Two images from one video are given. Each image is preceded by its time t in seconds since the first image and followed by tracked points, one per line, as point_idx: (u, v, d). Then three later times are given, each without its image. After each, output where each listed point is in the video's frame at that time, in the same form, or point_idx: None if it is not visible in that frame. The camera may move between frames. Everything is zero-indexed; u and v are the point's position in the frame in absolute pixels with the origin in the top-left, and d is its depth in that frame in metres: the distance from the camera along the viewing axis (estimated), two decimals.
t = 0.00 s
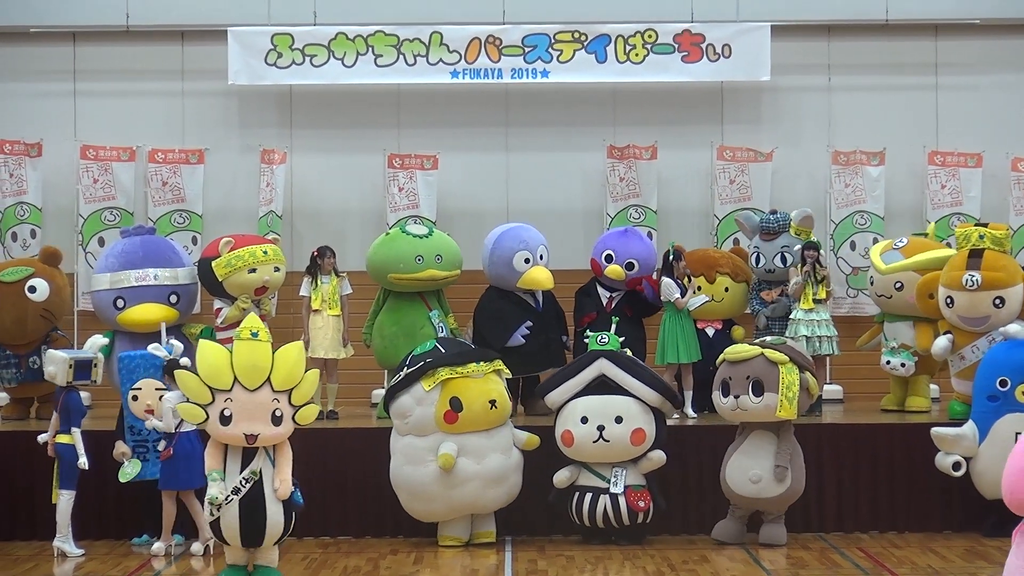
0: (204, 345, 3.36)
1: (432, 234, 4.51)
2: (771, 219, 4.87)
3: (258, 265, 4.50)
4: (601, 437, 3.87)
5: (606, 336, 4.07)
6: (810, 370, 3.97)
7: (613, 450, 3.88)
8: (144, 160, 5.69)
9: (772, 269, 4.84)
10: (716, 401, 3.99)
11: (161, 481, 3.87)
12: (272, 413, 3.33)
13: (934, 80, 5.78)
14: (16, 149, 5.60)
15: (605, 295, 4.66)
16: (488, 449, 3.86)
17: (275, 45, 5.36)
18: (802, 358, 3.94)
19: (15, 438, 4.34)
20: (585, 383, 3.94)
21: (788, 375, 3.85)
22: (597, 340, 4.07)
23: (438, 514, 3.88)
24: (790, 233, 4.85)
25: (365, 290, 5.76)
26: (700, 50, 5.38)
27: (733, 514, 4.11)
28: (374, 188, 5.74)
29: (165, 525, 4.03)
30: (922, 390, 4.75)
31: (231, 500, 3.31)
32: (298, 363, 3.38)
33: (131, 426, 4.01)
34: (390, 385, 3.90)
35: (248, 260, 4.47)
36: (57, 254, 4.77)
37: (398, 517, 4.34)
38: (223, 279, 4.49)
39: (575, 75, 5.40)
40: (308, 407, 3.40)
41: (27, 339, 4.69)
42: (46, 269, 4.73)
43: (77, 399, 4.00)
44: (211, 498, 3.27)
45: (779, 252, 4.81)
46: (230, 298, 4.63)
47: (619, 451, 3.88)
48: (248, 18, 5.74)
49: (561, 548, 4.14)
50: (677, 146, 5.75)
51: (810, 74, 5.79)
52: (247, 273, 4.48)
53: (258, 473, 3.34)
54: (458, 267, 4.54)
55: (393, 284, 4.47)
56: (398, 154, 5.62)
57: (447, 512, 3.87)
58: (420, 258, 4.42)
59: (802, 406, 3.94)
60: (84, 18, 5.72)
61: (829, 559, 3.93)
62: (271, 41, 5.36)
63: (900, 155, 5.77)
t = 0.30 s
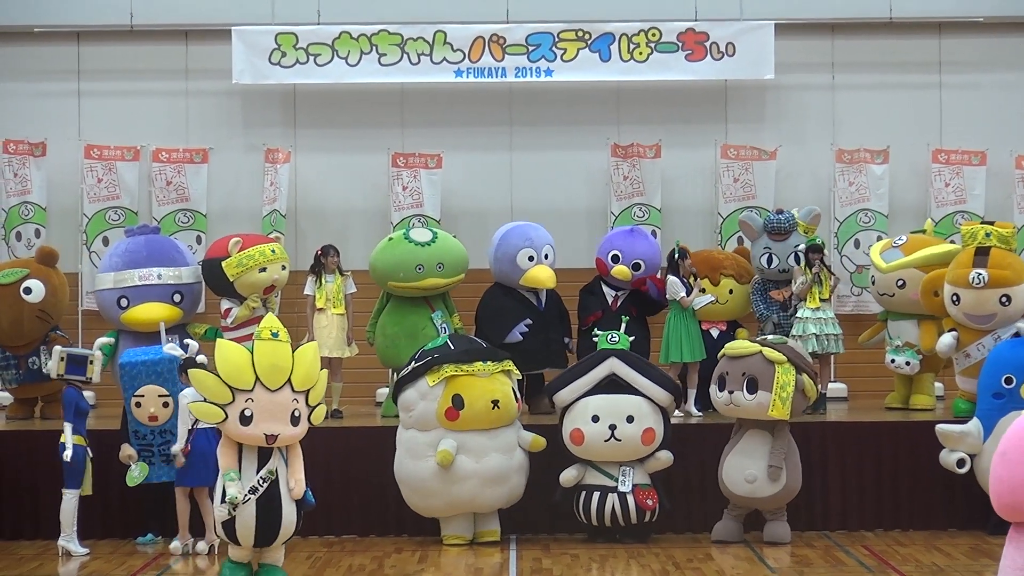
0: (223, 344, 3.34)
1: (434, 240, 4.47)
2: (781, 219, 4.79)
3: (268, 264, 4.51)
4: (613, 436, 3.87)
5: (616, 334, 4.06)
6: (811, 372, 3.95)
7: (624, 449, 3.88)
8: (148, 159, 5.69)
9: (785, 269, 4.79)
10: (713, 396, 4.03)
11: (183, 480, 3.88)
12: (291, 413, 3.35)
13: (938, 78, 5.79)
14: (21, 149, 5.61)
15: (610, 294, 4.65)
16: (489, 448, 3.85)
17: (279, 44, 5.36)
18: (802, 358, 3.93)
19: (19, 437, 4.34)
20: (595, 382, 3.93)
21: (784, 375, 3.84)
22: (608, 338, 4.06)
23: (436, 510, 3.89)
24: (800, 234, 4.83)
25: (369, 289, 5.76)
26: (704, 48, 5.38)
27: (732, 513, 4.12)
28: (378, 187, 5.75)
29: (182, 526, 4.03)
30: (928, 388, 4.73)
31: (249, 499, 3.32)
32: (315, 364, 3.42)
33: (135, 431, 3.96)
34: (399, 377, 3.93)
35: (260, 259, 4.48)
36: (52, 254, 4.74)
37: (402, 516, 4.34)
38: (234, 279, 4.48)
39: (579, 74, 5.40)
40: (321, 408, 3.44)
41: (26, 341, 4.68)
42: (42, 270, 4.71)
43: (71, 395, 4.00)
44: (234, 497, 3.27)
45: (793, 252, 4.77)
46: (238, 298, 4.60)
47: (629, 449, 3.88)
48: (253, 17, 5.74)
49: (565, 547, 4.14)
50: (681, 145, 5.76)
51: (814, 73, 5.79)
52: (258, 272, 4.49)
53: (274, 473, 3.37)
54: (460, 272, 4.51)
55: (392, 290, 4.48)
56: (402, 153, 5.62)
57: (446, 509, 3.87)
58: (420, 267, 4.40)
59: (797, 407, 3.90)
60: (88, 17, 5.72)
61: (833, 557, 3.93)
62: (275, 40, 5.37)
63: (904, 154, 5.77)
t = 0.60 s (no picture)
0: (233, 344, 3.34)
1: (436, 243, 4.42)
2: (787, 215, 4.82)
3: (273, 262, 4.53)
4: (619, 433, 3.86)
5: (619, 332, 4.06)
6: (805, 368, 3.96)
7: (631, 445, 3.88)
8: (151, 157, 5.70)
9: (792, 265, 4.82)
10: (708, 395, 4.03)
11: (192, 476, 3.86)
12: (300, 410, 3.37)
13: (940, 75, 5.79)
14: (24, 147, 5.62)
15: (615, 291, 4.65)
16: (486, 446, 3.85)
17: (281, 42, 5.37)
18: (797, 356, 3.93)
19: (22, 435, 4.34)
20: (599, 380, 3.93)
21: (778, 372, 3.85)
22: (611, 336, 4.05)
23: (432, 506, 3.89)
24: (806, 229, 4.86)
25: (372, 287, 5.77)
26: (706, 46, 5.38)
27: (734, 510, 4.12)
28: (381, 185, 5.75)
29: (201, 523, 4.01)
30: (930, 384, 4.73)
31: (257, 496, 3.33)
32: (322, 364, 3.43)
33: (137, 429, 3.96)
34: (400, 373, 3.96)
35: (265, 257, 4.50)
36: (59, 254, 4.74)
37: (405, 513, 4.34)
38: (241, 278, 4.49)
39: (582, 71, 5.40)
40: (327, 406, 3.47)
41: (31, 341, 4.68)
42: (47, 269, 4.72)
43: (70, 391, 4.00)
44: (244, 494, 3.26)
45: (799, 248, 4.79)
46: (243, 297, 4.59)
47: (637, 446, 3.88)
48: (255, 14, 5.74)
49: (569, 544, 4.14)
50: (684, 142, 5.76)
51: (817, 70, 5.79)
52: (264, 270, 4.52)
53: (280, 470, 3.38)
54: (462, 275, 4.49)
55: (392, 290, 4.48)
56: (405, 151, 5.63)
57: (443, 505, 3.87)
58: (419, 272, 4.38)
59: (791, 404, 3.90)
60: (90, 15, 5.73)
61: (836, 554, 3.93)
62: (277, 38, 5.37)
63: (907, 151, 5.77)
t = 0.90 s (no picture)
0: (234, 344, 3.34)
1: (435, 247, 4.41)
2: (790, 215, 4.82)
3: (272, 262, 4.51)
4: (616, 433, 3.86)
5: (614, 334, 4.11)
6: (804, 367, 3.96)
7: (629, 445, 3.87)
8: (154, 158, 5.70)
9: (791, 265, 4.84)
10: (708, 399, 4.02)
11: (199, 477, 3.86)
12: (301, 410, 3.38)
13: (943, 76, 5.79)
14: (27, 148, 5.62)
15: (618, 292, 4.67)
16: (486, 444, 3.85)
17: (284, 43, 5.37)
18: (795, 355, 3.94)
19: (24, 435, 4.34)
20: (595, 381, 3.93)
21: (776, 371, 3.86)
22: (606, 338, 4.08)
23: (433, 505, 3.89)
24: (809, 230, 4.83)
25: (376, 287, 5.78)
26: (710, 47, 5.38)
27: (736, 511, 4.12)
28: (384, 186, 5.75)
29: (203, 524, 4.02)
30: (932, 385, 4.73)
31: (258, 498, 3.33)
32: (322, 366, 3.44)
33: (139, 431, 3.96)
34: (401, 374, 3.98)
35: (262, 258, 4.48)
36: (73, 258, 4.70)
37: (407, 514, 4.34)
38: (239, 278, 4.49)
39: (584, 72, 5.41)
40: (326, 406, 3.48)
41: (40, 342, 4.68)
42: (60, 272, 4.68)
43: (72, 392, 3.99)
44: (245, 496, 3.27)
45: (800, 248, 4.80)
46: (242, 297, 4.62)
47: (635, 446, 3.88)
48: (258, 15, 5.74)
49: (571, 545, 4.15)
50: (687, 143, 5.76)
51: (820, 71, 5.79)
52: (262, 271, 4.50)
53: (280, 472, 3.38)
54: (462, 278, 4.47)
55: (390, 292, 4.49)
56: (408, 151, 5.63)
57: (444, 505, 3.87)
58: (418, 276, 4.37)
59: (792, 402, 3.90)
60: (93, 16, 5.73)
61: (838, 555, 3.93)
62: (281, 39, 5.37)
63: (910, 152, 5.77)
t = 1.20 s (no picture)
0: (234, 344, 3.34)
1: (430, 243, 4.40)
2: (789, 214, 4.84)
3: (263, 261, 4.49)
4: (612, 432, 3.85)
5: (612, 332, 4.07)
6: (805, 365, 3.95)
7: (626, 444, 3.86)
8: (157, 157, 5.70)
9: (786, 263, 4.82)
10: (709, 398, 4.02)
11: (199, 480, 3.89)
12: (301, 408, 3.38)
13: (947, 75, 5.79)
14: (30, 147, 5.62)
15: (622, 291, 4.67)
16: (491, 443, 3.84)
17: (288, 42, 5.37)
18: (795, 353, 3.93)
19: (28, 434, 4.34)
20: (593, 380, 3.94)
21: (776, 368, 3.85)
22: (603, 337, 4.06)
23: (434, 504, 3.89)
24: (806, 228, 4.81)
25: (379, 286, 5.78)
26: (713, 45, 5.38)
27: (740, 510, 4.11)
28: (387, 184, 5.75)
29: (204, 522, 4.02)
30: (936, 384, 4.73)
31: (260, 498, 3.33)
32: (321, 361, 3.46)
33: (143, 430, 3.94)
34: (409, 370, 3.98)
35: (252, 257, 4.47)
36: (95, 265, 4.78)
37: (411, 513, 4.34)
38: (228, 275, 4.51)
39: (588, 71, 5.40)
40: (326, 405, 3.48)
41: (48, 343, 4.68)
42: (81, 279, 4.73)
43: (78, 394, 3.97)
44: (248, 496, 3.26)
45: (794, 246, 4.79)
46: (238, 296, 4.62)
47: (631, 445, 3.86)
48: (261, 14, 5.74)
49: (574, 544, 4.14)
50: (690, 141, 5.76)
51: (823, 69, 5.79)
52: (252, 269, 4.49)
53: (282, 471, 3.38)
54: (460, 276, 4.44)
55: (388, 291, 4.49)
56: (411, 150, 5.63)
57: (447, 501, 3.86)
58: (412, 273, 4.36)
59: (792, 401, 3.88)
60: (97, 15, 5.73)
61: (842, 554, 3.92)
62: (284, 38, 5.37)
63: (913, 150, 5.77)
